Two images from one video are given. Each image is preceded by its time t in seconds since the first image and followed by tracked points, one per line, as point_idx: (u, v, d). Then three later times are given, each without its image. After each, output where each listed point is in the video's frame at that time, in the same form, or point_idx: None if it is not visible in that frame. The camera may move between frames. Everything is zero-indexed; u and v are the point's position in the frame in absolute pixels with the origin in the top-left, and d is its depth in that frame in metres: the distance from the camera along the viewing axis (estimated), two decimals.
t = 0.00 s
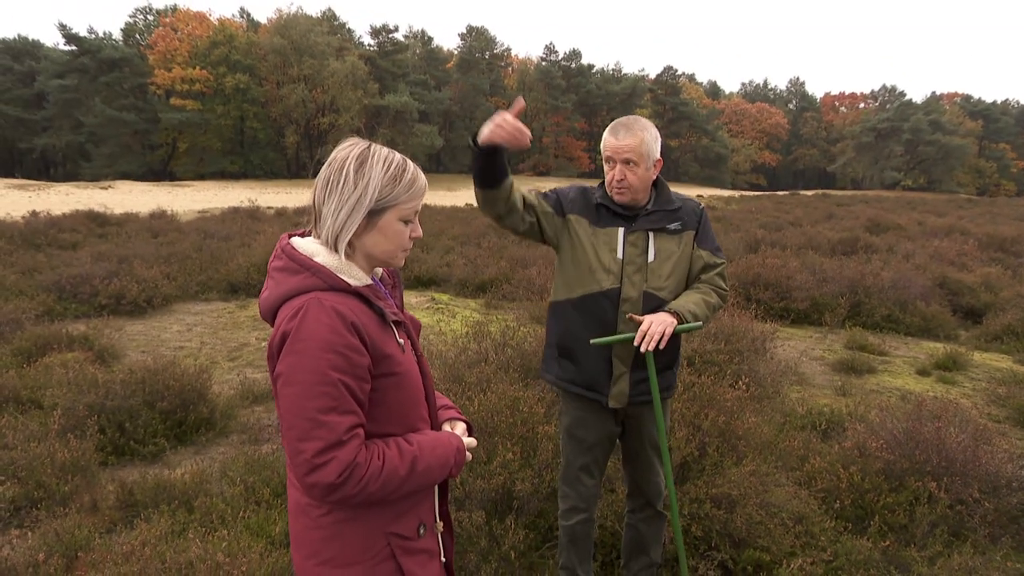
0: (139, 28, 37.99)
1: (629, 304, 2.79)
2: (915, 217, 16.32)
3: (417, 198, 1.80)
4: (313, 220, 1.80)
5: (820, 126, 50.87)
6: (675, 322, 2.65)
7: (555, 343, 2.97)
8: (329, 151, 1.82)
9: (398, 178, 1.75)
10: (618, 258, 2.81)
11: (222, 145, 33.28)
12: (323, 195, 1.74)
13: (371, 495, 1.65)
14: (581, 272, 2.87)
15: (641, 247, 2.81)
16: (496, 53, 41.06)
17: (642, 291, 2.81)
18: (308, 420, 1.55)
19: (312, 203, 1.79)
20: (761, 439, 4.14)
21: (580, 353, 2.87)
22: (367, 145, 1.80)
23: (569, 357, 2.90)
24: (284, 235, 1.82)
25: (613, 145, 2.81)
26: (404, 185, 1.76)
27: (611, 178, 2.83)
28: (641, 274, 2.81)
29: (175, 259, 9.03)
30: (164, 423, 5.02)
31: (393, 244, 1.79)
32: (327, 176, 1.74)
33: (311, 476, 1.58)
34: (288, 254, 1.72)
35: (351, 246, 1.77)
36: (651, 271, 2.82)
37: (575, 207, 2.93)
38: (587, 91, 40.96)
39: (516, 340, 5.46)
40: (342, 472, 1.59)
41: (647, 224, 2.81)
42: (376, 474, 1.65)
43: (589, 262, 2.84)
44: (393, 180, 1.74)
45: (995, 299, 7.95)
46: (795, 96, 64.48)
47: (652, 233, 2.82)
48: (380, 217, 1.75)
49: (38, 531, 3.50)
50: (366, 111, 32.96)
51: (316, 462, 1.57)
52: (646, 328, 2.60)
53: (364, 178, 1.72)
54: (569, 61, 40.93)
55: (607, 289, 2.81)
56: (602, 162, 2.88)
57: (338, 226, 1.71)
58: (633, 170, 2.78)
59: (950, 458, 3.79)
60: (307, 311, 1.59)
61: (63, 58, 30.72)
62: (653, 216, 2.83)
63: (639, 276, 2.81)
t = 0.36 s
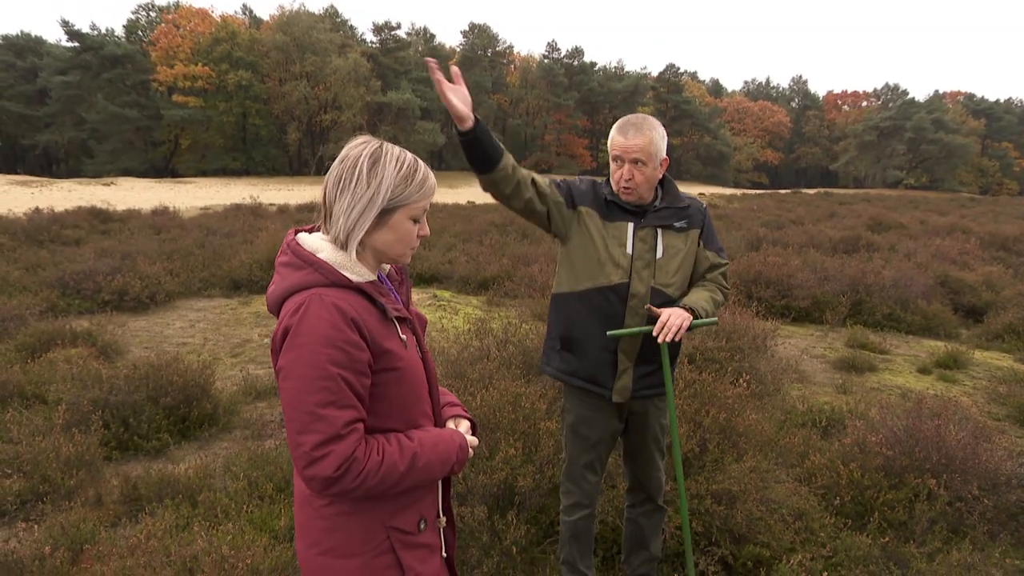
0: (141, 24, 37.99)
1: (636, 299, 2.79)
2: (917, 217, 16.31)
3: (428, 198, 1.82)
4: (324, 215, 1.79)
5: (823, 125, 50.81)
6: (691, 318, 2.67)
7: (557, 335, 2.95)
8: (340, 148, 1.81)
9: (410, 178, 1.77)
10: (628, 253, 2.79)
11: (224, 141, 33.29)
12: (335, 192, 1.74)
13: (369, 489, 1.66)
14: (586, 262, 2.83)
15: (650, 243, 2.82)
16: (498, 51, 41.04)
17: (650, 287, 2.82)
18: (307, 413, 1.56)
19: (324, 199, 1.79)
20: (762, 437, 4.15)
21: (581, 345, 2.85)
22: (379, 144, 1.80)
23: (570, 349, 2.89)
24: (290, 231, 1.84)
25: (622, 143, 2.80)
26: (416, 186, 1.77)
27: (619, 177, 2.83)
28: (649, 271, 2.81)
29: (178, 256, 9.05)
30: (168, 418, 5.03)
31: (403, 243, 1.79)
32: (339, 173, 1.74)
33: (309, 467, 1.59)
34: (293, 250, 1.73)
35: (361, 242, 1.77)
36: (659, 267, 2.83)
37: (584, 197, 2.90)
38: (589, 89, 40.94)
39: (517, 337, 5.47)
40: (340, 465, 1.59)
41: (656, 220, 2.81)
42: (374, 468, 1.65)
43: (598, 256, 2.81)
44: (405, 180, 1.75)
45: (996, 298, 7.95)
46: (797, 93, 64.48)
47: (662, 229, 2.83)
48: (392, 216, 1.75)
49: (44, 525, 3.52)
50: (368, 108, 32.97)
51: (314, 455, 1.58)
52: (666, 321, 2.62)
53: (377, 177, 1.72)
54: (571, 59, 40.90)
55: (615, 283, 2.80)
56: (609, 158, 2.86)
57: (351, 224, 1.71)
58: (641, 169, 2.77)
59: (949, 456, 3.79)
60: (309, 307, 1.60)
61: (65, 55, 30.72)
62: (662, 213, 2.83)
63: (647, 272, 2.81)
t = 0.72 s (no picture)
0: (144, 26, 38.06)
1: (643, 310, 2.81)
2: (920, 219, 16.30)
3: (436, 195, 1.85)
4: (340, 226, 1.76)
5: (825, 127, 50.79)
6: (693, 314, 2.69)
7: (570, 356, 2.96)
8: (342, 156, 1.78)
9: (421, 175, 1.79)
10: (629, 266, 2.80)
11: (227, 143, 33.33)
12: (352, 200, 1.73)
13: (379, 488, 1.66)
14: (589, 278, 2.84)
15: (647, 253, 2.83)
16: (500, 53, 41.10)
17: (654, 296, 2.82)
18: (318, 414, 1.57)
19: (336, 209, 1.75)
20: (764, 438, 4.15)
21: (597, 365, 2.86)
22: (381, 147, 1.80)
23: (584, 369, 2.90)
24: (296, 232, 1.85)
25: (648, 143, 2.76)
26: (427, 184, 1.80)
27: (645, 178, 2.76)
28: (649, 280, 2.83)
29: (181, 257, 9.06)
30: (171, 418, 5.04)
31: (416, 240, 1.83)
32: (351, 180, 1.73)
33: (321, 468, 1.60)
34: (300, 251, 1.74)
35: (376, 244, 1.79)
36: (659, 275, 2.84)
37: (581, 218, 2.83)
38: (592, 91, 40.95)
39: (520, 338, 5.47)
40: (351, 465, 1.60)
41: (652, 228, 2.82)
42: (384, 469, 1.66)
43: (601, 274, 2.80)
44: (419, 180, 1.78)
45: (998, 300, 7.95)
46: (800, 96, 64.47)
47: (659, 237, 2.85)
48: (408, 216, 1.78)
49: (49, 523, 3.53)
50: (371, 110, 33.01)
51: (325, 455, 1.59)
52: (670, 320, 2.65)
53: (394, 180, 1.73)
54: (573, 61, 40.94)
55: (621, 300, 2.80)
56: (627, 159, 2.78)
57: (377, 231, 1.72)
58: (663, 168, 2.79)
59: (951, 458, 3.79)
60: (320, 308, 1.60)
61: (69, 56, 30.78)
62: (657, 220, 2.84)
63: (648, 281, 2.83)
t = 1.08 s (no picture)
0: (150, 31, 38.23)
1: (654, 316, 2.81)
2: (926, 220, 16.25)
3: (441, 201, 1.84)
4: (343, 228, 1.77)
5: (831, 128, 50.69)
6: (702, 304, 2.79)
7: (578, 364, 2.92)
8: (350, 160, 1.79)
9: (427, 183, 1.78)
10: (637, 272, 2.80)
11: (233, 147, 33.43)
12: (356, 202, 1.73)
13: (387, 493, 1.66)
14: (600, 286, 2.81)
15: (654, 258, 2.82)
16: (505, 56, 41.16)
17: (662, 302, 2.84)
18: (326, 419, 1.57)
19: (341, 211, 1.77)
20: (770, 441, 4.14)
21: (609, 374, 2.85)
22: (390, 153, 1.80)
23: (595, 378, 2.86)
24: (302, 237, 1.85)
25: (664, 151, 2.75)
26: (432, 190, 1.80)
27: (658, 186, 2.74)
28: (657, 285, 2.82)
29: (187, 261, 9.09)
30: (177, 422, 5.05)
31: (419, 246, 1.82)
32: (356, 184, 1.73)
33: (329, 473, 1.60)
34: (305, 256, 1.74)
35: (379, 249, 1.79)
36: (665, 280, 2.84)
37: (589, 228, 2.79)
38: (596, 94, 40.96)
39: (525, 342, 5.47)
40: (360, 470, 1.60)
41: (655, 235, 2.84)
42: (392, 473, 1.66)
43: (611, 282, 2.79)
44: (425, 185, 1.77)
45: (1005, 302, 7.91)
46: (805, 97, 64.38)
47: (662, 242, 2.85)
48: (411, 221, 1.77)
49: (55, 528, 3.54)
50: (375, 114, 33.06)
51: (334, 461, 1.59)
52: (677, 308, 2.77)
53: (398, 185, 1.73)
54: (578, 64, 40.96)
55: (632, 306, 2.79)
56: (644, 168, 2.73)
57: (378, 234, 1.72)
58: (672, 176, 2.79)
59: (958, 460, 3.77)
60: (326, 314, 1.60)
61: (76, 62, 30.92)
62: (659, 227, 2.87)
63: (657, 287, 2.83)
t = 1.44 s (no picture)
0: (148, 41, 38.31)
1: (646, 319, 2.81)
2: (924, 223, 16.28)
3: (438, 212, 1.84)
4: (337, 234, 1.78)
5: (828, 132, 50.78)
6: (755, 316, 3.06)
7: (570, 371, 2.90)
8: (348, 166, 1.80)
9: (423, 193, 1.78)
10: (628, 275, 2.80)
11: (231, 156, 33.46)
12: (350, 208, 1.74)
13: (379, 502, 1.66)
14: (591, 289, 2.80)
15: (645, 262, 2.83)
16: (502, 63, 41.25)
17: (654, 304, 2.84)
18: (318, 427, 1.57)
19: (336, 218, 1.78)
20: (769, 445, 4.13)
21: (603, 382, 2.83)
22: (387, 160, 1.81)
23: (587, 385, 2.85)
24: (297, 245, 1.85)
25: (656, 159, 2.73)
26: (428, 199, 1.79)
27: (646, 194, 2.75)
28: (649, 288, 2.83)
29: (184, 270, 9.09)
30: (175, 431, 5.04)
31: (414, 256, 1.81)
32: (352, 190, 1.74)
33: (322, 481, 1.60)
34: (301, 264, 1.74)
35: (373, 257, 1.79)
36: (657, 283, 2.85)
37: (578, 231, 2.79)
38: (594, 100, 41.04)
39: (523, 348, 5.47)
40: (352, 478, 1.60)
41: (646, 238, 2.86)
42: (385, 482, 1.65)
43: (604, 284, 2.77)
44: (420, 194, 1.77)
45: (1004, 304, 7.91)
46: (802, 101, 64.53)
47: (652, 247, 2.87)
48: (405, 230, 1.77)
49: (51, 538, 3.53)
50: (374, 121, 33.11)
51: (326, 469, 1.59)
52: (768, 315, 3.05)
53: (392, 193, 1.73)
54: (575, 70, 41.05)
55: (622, 309, 2.79)
56: (633, 175, 2.72)
57: (370, 241, 1.72)
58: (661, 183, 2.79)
59: (958, 463, 3.77)
60: (319, 322, 1.60)
61: (73, 72, 30.97)
62: (650, 230, 2.89)
63: (649, 290, 2.83)
